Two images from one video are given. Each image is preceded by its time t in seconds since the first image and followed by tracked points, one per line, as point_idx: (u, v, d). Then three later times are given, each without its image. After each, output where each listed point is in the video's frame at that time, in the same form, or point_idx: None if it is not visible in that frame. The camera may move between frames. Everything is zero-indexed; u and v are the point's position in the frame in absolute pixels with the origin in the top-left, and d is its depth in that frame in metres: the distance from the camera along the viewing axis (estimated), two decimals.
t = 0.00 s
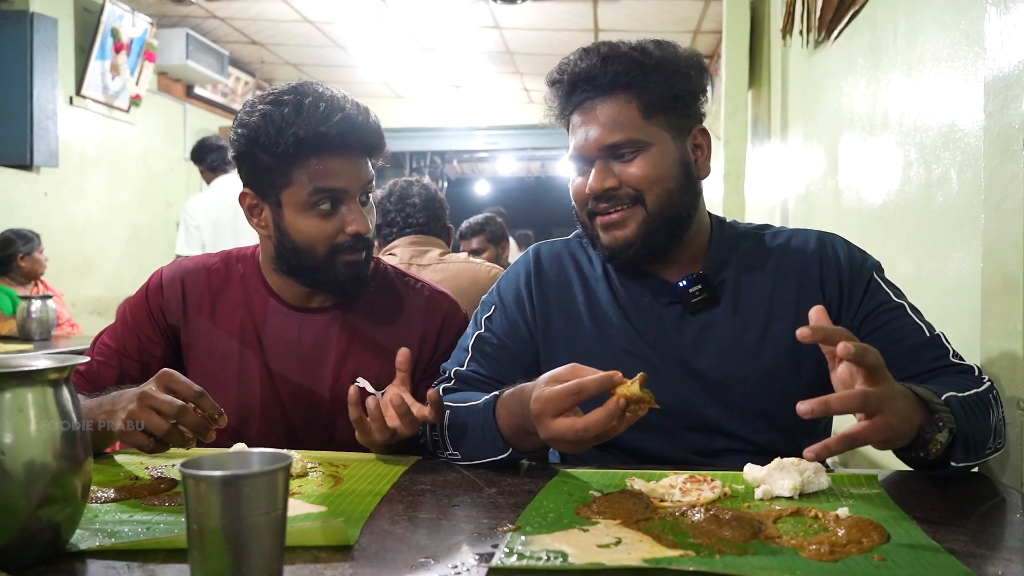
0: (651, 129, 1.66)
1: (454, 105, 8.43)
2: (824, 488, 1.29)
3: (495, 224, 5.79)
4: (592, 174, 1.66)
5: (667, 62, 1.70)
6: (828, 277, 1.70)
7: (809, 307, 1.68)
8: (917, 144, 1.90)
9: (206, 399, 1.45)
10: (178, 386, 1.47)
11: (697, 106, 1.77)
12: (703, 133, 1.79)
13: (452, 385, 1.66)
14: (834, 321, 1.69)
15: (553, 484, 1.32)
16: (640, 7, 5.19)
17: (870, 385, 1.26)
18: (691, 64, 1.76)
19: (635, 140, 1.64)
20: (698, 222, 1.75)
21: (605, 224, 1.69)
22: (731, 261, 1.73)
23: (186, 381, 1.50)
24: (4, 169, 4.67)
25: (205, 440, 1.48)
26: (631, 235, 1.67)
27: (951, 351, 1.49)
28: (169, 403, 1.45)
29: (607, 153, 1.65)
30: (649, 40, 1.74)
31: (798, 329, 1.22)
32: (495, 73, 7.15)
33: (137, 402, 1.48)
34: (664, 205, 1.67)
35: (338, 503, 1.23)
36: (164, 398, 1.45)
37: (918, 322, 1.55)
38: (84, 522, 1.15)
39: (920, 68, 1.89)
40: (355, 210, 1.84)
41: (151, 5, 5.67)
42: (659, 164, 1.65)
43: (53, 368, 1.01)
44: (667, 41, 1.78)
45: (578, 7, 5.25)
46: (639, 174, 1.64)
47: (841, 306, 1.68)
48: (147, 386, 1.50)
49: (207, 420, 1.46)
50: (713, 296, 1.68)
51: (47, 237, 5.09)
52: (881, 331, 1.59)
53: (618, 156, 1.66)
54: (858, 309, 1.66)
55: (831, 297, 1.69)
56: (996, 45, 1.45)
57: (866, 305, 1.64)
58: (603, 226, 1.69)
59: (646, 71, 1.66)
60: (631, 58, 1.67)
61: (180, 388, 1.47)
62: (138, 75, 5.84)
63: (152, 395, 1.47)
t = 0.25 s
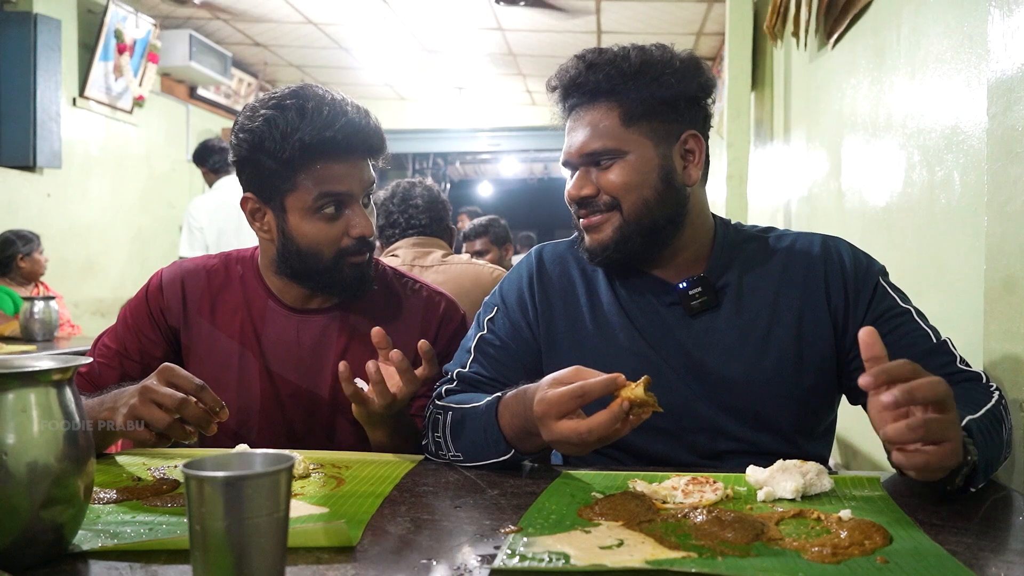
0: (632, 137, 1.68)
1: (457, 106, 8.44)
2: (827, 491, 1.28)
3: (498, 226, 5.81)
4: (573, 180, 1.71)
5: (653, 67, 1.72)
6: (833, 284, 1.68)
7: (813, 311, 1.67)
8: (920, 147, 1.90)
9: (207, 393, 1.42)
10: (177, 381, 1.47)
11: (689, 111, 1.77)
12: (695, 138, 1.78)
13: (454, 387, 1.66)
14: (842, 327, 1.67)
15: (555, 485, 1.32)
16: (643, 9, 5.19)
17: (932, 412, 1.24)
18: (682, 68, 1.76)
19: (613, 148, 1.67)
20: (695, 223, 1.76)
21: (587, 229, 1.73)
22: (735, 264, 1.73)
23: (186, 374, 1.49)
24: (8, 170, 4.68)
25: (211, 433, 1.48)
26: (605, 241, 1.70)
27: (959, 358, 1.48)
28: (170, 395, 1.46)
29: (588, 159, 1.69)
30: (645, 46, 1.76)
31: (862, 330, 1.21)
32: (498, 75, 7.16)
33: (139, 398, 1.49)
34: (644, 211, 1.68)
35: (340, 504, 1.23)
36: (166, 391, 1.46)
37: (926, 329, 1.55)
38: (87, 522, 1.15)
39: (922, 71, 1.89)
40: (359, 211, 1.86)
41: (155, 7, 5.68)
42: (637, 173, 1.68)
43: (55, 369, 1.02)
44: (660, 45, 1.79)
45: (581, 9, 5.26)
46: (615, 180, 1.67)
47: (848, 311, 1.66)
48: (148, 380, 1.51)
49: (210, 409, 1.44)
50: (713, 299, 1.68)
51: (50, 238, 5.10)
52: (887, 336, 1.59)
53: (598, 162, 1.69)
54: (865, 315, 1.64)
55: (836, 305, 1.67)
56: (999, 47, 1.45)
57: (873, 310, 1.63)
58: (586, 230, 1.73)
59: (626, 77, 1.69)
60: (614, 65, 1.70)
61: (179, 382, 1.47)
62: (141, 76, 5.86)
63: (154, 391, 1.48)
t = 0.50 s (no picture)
0: (631, 137, 1.68)
1: (457, 107, 8.44)
2: (828, 491, 1.28)
3: (504, 227, 5.84)
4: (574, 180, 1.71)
5: (653, 66, 1.72)
6: (835, 289, 1.67)
7: (814, 313, 1.67)
8: (921, 147, 1.90)
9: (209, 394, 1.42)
10: (181, 382, 1.48)
11: (689, 112, 1.77)
12: (695, 139, 1.78)
13: (455, 387, 1.67)
14: (844, 332, 1.66)
15: (557, 486, 1.32)
16: (644, 9, 5.19)
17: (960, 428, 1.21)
18: (683, 67, 1.76)
19: (612, 148, 1.68)
20: (697, 224, 1.77)
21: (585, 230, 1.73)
22: (737, 266, 1.73)
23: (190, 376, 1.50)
24: (9, 171, 4.68)
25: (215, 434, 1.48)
26: (604, 241, 1.70)
27: (961, 361, 1.48)
28: (173, 397, 1.46)
29: (589, 158, 1.69)
30: (644, 46, 1.76)
31: (890, 340, 1.20)
32: (498, 75, 7.16)
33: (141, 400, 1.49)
34: (643, 211, 1.68)
35: (340, 504, 1.23)
36: (169, 392, 1.47)
37: (928, 332, 1.55)
38: (87, 522, 1.15)
39: (924, 71, 1.88)
40: (364, 209, 1.87)
41: (156, 7, 5.69)
42: (635, 173, 1.68)
43: (56, 370, 1.02)
44: (660, 44, 1.79)
45: (582, 10, 5.26)
46: (616, 180, 1.68)
47: (850, 313, 1.66)
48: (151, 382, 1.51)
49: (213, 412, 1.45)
50: (714, 301, 1.68)
51: (50, 239, 5.10)
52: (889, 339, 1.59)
53: (598, 163, 1.69)
54: (867, 319, 1.64)
55: (838, 310, 1.66)
56: (1000, 47, 1.45)
57: (874, 313, 1.63)
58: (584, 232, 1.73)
59: (625, 77, 1.69)
60: (613, 66, 1.70)
61: (183, 382, 1.48)
62: (142, 77, 5.86)
63: (156, 392, 1.48)
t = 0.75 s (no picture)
0: (631, 137, 1.68)
1: (457, 106, 8.44)
2: (827, 490, 1.29)
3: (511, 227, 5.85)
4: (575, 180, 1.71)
5: (653, 66, 1.72)
6: (836, 291, 1.68)
7: (814, 315, 1.67)
8: (920, 147, 1.90)
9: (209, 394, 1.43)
10: (181, 383, 1.48)
11: (690, 112, 1.77)
12: (695, 140, 1.77)
13: (455, 387, 1.67)
14: (844, 336, 1.67)
15: (555, 485, 1.32)
16: (643, 9, 5.19)
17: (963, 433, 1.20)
18: (684, 68, 1.76)
19: (612, 149, 1.68)
20: (698, 225, 1.77)
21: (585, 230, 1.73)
22: (738, 268, 1.73)
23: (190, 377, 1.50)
24: (8, 170, 4.68)
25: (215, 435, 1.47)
26: (603, 241, 1.70)
27: (961, 363, 1.48)
28: (173, 398, 1.46)
29: (590, 158, 1.69)
30: (645, 46, 1.76)
31: (885, 349, 1.21)
32: (498, 75, 7.16)
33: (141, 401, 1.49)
34: (644, 210, 1.68)
35: (340, 503, 1.23)
36: (169, 392, 1.47)
37: (928, 334, 1.55)
38: (87, 522, 1.15)
39: (923, 71, 1.88)
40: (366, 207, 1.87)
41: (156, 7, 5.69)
42: (635, 173, 1.68)
43: (55, 368, 1.02)
44: (660, 44, 1.80)
45: (581, 9, 5.26)
46: (616, 179, 1.68)
47: (850, 314, 1.66)
48: (151, 382, 1.51)
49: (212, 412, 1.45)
50: (714, 302, 1.68)
51: (50, 238, 5.10)
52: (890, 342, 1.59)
53: (598, 162, 1.69)
54: (867, 323, 1.64)
55: (838, 313, 1.67)
56: (999, 46, 1.45)
57: (875, 315, 1.63)
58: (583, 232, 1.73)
59: (626, 78, 1.69)
60: (614, 66, 1.70)
61: (183, 383, 1.48)
62: (142, 77, 5.86)
63: (156, 392, 1.48)
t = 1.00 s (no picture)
0: (632, 137, 1.69)
1: (456, 106, 8.43)
2: (826, 489, 1.29)
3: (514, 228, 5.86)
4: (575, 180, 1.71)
5: (654, 67, 1.72)
6: (836, 292, 1.68)
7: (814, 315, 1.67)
8: (918, 146, 1.90)
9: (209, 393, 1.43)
10: (180, 381, 1.48)
11: (691, 113, 1.77)
12: (696, 141, 1.77)
13: (454, 386, 1.67)
14: (844, 339, 1.67)
15: (554, 484, 1.32)
16: (642, 8, 5.19)
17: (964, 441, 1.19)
18: (684, 68, 1.76)
19: (611, 148, 1.68)
20: (698, 225, 1.77)
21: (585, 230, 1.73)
22: (738, 270, 1.73)
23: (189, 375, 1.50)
24: (6, 171, 4.67)
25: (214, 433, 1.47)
26: (604, 242, 1.70)
27: (963, 363, 1.48)
28: (173, 397, 1.46)
29: (591, 157, 1.70)
30: (647, 46, 1.77)
31: (889, 355, 1.19)
32: (497, 74, 7.16)
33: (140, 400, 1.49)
34: (643, 210, 1.69)
35: (338, 502, 1.23)
36: (168, 391, 1.47)
37: (930, 335, 1.55)
38: (85, 521, 1.15)
39: (921, 70, 1.88)
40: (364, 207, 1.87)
41: (154, 7, 5.68)
42: (635, 173, 1.68)
43: (53, 368, 1.02)
44: (660, 45, 1.80)
45: (580, 8, 5.26)
46: (616, 179, 1.68)
47: (851, 315, 1.66)
48: (150, 381, 1.51)
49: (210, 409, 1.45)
50: (714, 303, 1.68)
51: (48, 238, 5.09)
52: (891, 343, 1.59)
53: (598, 162, 1.70)
54: (867, 325, 1.64)
55: (838, 315, 1.67)
56: (997, 45, 1.45)
57: (876, 317, 1.63)
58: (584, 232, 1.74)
59: (627, 77, 1.69)
60: (615, 65, 1.71)
61: (183, 382, 1.48)
62: (140, 76, 5.85)
63: (156, 391, 1.48)
